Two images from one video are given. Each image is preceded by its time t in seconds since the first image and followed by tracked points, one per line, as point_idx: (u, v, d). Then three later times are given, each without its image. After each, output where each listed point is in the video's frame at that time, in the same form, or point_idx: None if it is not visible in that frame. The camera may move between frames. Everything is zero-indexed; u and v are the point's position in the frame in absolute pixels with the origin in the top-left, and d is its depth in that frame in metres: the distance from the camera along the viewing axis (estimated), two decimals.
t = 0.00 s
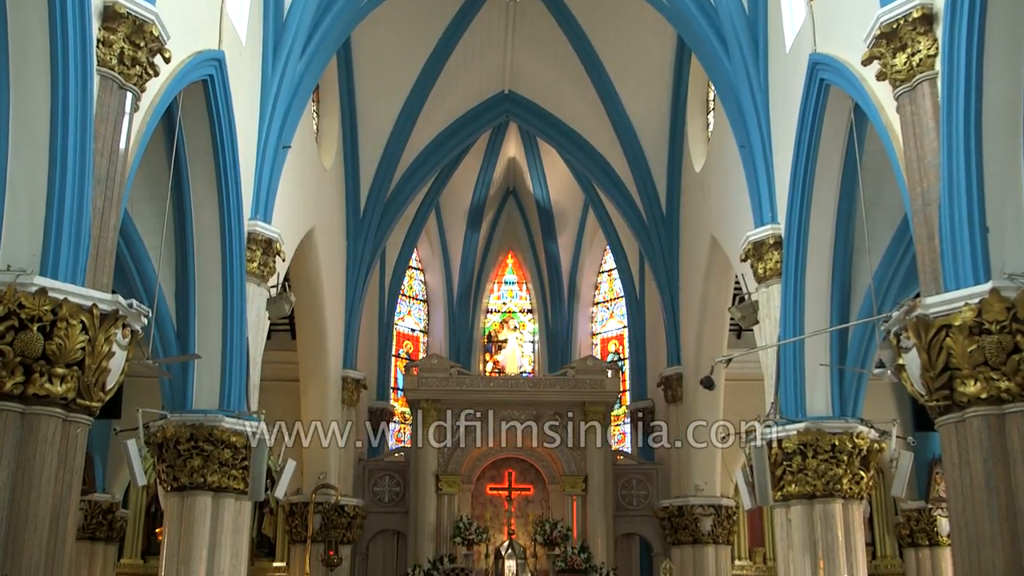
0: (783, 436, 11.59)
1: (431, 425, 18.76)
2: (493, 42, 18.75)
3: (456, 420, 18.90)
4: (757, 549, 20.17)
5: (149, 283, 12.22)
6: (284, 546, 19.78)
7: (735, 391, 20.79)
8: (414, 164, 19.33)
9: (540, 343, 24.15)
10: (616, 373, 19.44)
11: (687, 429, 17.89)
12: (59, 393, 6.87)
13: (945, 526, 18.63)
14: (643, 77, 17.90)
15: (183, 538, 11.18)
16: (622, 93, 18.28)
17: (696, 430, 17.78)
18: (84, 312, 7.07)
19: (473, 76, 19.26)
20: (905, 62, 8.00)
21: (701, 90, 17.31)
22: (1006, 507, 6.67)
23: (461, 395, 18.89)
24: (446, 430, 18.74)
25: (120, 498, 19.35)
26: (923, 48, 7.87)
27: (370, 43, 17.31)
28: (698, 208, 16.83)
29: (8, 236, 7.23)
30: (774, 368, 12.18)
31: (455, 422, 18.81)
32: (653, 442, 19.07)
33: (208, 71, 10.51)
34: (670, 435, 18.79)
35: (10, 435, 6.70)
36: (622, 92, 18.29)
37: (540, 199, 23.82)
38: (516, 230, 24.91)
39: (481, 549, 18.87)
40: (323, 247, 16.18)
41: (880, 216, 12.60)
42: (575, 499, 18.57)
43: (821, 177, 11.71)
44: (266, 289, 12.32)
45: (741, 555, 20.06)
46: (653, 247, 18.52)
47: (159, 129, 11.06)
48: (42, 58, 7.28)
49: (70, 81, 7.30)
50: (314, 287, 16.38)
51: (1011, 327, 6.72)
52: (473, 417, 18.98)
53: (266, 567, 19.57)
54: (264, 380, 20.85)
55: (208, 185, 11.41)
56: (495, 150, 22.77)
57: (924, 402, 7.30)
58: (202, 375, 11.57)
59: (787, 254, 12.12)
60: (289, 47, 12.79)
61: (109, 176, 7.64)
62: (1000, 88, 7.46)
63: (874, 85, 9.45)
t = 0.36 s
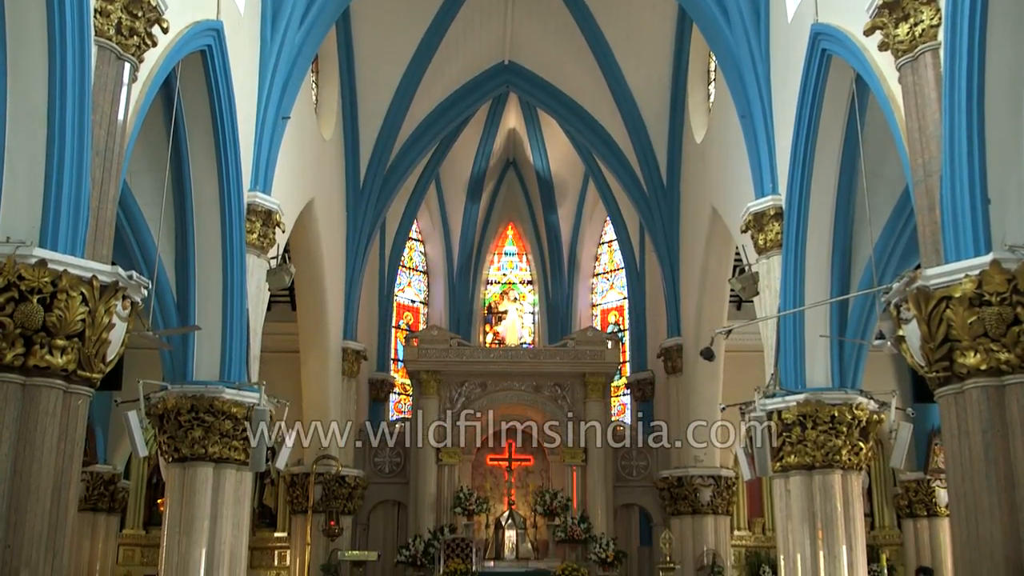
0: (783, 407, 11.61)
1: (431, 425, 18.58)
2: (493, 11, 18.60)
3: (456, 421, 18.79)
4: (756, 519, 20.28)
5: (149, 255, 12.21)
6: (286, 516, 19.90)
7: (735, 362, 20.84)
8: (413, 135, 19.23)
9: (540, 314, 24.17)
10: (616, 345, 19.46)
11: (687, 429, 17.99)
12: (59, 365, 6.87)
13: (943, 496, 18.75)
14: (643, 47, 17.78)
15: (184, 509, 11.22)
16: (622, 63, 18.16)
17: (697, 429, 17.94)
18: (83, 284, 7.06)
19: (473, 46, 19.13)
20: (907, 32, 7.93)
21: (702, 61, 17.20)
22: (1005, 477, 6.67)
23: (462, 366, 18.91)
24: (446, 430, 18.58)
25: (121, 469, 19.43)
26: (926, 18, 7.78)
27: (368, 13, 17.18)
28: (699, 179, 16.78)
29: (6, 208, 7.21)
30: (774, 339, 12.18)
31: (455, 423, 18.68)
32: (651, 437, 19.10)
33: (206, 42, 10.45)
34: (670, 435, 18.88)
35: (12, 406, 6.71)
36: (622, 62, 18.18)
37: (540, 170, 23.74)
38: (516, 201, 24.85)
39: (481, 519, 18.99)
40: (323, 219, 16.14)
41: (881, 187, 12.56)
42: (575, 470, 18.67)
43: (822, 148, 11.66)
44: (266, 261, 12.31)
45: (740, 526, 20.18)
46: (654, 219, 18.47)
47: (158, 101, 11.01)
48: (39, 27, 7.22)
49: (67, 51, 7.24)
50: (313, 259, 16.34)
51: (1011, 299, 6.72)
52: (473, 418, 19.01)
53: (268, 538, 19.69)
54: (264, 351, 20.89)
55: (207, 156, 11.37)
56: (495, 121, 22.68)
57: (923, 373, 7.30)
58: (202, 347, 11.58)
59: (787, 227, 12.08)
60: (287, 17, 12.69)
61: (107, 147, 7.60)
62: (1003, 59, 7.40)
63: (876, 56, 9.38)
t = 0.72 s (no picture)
0: (783, 377, 11.68)
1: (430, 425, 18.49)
2: None
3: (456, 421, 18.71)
4: (755, 489, 20.39)
5: (149, 226, 12.20)
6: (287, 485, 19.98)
7: (735, 332, 20.87)
8: (413, 104, 19.10)
9: (540, 284, 24.15)
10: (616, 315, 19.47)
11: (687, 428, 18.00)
12: (59, 335, 6.86)
13: (941, 466, 18.86)
14: (644, 16, 17.65)
15: (185, 479, 11.26)
16: (623, 32, 18.04)
17: (697, 429, 17.93)
18: (83, 255, 7.03)
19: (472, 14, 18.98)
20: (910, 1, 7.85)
21: (703, 30, 17.07)
22: (1003, 446, 6.67)
23: (462, 336, 18.94)
24: (446, 430, 18.50)
25: (122, 439, 19.51)
26: None
27: None
28: (699, 149, 16.72)
29: (3, 178, 7.17)
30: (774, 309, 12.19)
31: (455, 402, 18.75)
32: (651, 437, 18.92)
33: (203, 10, 10.38)
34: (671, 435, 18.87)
35: (13, 375, 6.72)
36: (623, 31, 18.06)
37: (540, 139, 23.65)
38: (516, 170, 24.77)
39: (481, 489, 19.08)
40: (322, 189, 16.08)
41: (883, 157, 12.50)
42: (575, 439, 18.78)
43: (824, 118, 11.59)
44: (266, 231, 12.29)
45: (739, 495, 20.28)
46: (654, 189, 18.41)
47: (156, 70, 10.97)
48: None
49: (64, 19, 7.17)
50: (313, 229, 16.29)
51: (1011, 270, 6.71)
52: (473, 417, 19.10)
53: (269, 507, 19.81)
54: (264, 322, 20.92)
55: (206, 125, 11.31)
56: (494, 90, 22.58)
57: (923, 343, 7.30)
58: (202, 317, 11.57)
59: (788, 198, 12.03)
60: None
61: (106, 117, 7.55)
62: (1006, 27, 7.33)
63: (878, 25, 9.30)
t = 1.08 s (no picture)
0: (782, 350, 11.68)
1: (431, 425, 18.53)
2: None
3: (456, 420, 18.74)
4: (754, 461, 20.47)
5: (148, 198, 12.18)
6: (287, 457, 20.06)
7: (736, 305, 20.89)
8: (413, 76, 18.98)
9: (540, 257, 24.11)
10: (615, 288, 19.48)
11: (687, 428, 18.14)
12: (59, 308, 6.86)
13: (940, 439, 18.93)
14: None
15: (186, 451, 11.29)
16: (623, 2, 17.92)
17: (697, 429, 18.08)
18: (82, 227, 7.01)
19: None
20: None
21: None
22: (1002, 418, 6.66)
23: (462, 309, 18.98)
24: (446, 430, 18.56)
25: (123, 412, 19.57)
26: None
27: None
28: (700, 121, 16.66)
29: (3, 150, 7.14)
30: (774, 282, 12.17)
31: (455, 374, 18.84)
32: (651, 437, 18.91)
33: None
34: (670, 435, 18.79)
35: (13, 348, 6.72)
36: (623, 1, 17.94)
37: (540, 111, 23.55)
38: (516, 142, 24.67)
39: (481, 460, 19.14)
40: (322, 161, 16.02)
41: (885, 129, 12.44)
42: (575, 412, 18.84)
43: (826, 90, 11.53)
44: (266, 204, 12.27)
45: (738, 467, 20.35)
46: (655, 160, 18.34)
47: (154, 41, 10.91)
48: None
49: None
50: (313, 202, 16.24)
51: (1013, 242, 6.70)
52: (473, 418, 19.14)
53: (270, 479, 19.90)
54: (264, 294, 20.93)
55: (205, 98, 11.26)
56: (495, 62, 22.48)
57: (923, 316, 7.26)
58: (202, 291, 11.57)
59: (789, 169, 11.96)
60: None
61: (105, 89, 7.51)
62: None
63: None
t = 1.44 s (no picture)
0: (782, 325, 11.70)
1: (430, 425, 18.45)
2: None
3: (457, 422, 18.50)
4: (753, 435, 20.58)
5: (147, 173, 12.13)
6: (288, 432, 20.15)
7: (736, 280, 20.91)
8: (412, 50, 18.88)
9: (540, 232, 24.08)
10: (615, 263, 19.47)
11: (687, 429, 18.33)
12: (60, 284, 6.84)
13: (939, 414, 19.00)
14: None
15: (188, 426, 11.32)
16: None
17: (696, 429, 18.27)
18: (82, 202, 6.99)
19: None
20: None
21: None
22: (1002, 394, 6.60)
23: (461, 284, 18.97)
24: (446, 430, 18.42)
25: (124, 387, 19.59)
26: None
27: None
28: (700, 95, 16.61)
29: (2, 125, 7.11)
30: (775, 258, 12.13)
31: (454, 349, 18.85)
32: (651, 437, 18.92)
33: None
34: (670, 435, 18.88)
35: (13, 323, 6.71)
36: None
37: (541, 86, 23.44)
38: (516, 117, 24.58)
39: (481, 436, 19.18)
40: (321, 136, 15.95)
41: (886, 104, 12.39)
42: (575, 386, 18.87)
43: (828, 64, 11.46)
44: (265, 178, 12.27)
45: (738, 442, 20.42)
46: (655, 135, 18.28)
47: (152, 15, 10.83)
48: None
49: None
50: (313, 177, 16.20)
51: (1014, 218, 6.60)
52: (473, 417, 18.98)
53: (271, 454, 19.96)
54: (264, 269, 20.92)
55: (204, 72, 11.21)
56: (495, 36, 22.37)
57: (923, 292, 7.20)
58: (202, 266, 11.56)
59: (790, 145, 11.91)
60: None
61: (103, 63, 7.46)
62: None
63: None
